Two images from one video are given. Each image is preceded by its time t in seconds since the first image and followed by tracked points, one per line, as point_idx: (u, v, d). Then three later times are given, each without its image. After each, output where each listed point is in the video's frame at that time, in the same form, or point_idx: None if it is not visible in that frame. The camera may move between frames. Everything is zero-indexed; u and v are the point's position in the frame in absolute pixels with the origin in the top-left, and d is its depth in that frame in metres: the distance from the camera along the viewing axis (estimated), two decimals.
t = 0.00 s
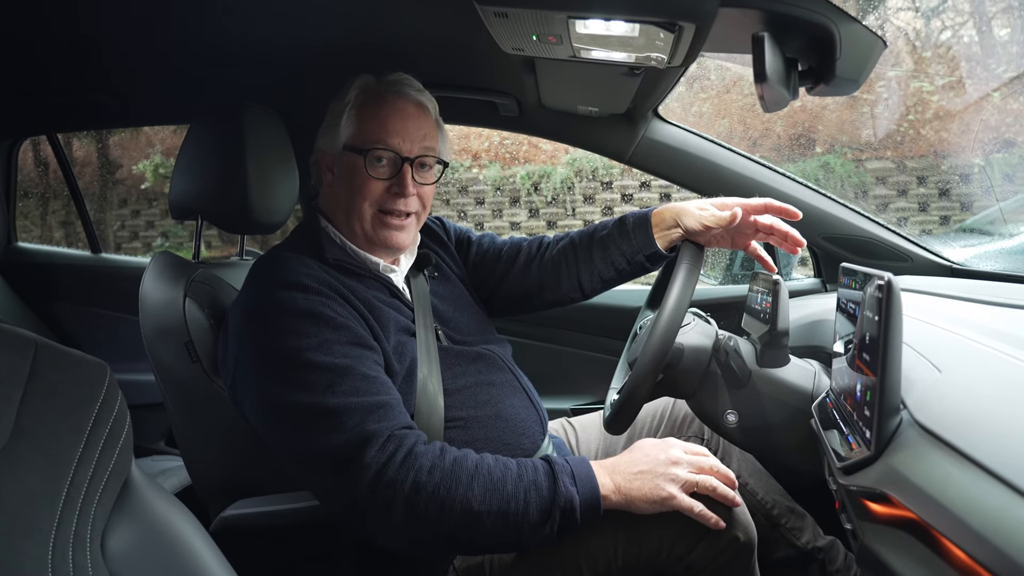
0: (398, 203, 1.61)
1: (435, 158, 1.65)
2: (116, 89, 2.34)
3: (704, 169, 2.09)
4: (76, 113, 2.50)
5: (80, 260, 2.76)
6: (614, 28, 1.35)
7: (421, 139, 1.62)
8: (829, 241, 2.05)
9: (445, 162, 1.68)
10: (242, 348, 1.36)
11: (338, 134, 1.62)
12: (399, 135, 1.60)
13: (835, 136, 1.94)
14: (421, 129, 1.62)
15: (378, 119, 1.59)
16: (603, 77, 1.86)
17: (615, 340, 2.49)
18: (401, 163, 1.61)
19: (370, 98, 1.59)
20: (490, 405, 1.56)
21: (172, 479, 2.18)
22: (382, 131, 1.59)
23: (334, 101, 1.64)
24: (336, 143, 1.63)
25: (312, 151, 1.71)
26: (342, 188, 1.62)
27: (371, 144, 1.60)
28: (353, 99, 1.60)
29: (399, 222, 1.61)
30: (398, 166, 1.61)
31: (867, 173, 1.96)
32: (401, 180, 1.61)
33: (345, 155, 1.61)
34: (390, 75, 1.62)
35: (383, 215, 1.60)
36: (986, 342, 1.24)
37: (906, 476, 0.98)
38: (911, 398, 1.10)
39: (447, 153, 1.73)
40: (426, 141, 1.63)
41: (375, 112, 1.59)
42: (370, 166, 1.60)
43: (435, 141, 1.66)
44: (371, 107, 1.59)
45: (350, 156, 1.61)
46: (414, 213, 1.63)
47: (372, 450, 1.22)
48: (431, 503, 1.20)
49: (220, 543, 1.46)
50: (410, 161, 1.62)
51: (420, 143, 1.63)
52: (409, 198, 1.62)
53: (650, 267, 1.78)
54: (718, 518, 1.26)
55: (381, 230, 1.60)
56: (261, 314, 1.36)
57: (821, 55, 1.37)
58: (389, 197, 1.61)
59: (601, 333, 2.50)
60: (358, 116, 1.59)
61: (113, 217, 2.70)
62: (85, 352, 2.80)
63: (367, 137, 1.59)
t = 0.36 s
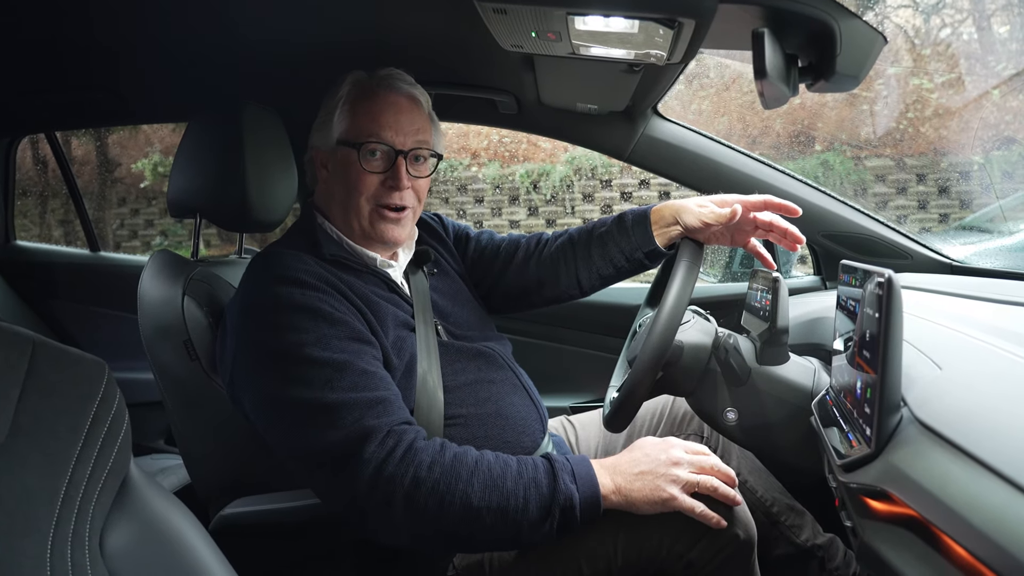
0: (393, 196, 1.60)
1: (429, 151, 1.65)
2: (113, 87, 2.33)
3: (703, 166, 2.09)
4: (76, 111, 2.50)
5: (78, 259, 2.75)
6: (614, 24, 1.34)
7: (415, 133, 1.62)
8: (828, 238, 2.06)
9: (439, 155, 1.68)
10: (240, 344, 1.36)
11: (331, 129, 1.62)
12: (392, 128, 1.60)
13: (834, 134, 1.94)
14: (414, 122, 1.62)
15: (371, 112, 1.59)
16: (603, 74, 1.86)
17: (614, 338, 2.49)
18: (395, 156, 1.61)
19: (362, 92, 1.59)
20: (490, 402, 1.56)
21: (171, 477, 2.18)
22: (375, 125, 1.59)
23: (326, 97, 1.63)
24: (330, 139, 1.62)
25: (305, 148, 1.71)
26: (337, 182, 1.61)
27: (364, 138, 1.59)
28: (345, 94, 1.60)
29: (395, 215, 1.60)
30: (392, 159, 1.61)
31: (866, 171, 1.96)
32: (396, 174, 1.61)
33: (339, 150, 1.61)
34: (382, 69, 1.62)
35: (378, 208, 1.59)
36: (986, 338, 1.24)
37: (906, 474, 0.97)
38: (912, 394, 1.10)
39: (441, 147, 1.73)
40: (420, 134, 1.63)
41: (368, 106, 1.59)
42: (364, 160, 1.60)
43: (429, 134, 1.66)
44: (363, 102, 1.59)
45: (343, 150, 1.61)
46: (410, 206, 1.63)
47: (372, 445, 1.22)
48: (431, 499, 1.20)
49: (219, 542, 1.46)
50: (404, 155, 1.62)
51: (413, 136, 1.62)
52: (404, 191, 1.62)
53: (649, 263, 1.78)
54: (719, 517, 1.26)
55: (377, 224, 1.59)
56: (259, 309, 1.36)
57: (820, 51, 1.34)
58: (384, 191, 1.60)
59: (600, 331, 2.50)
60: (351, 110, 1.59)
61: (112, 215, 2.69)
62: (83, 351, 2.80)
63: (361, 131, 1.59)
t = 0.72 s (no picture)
0: (394, 195, 1.60)
1: (430, 151, 1.65)
2: (112, 86, 2.33)
3: (703, 164, 2.08)
4: (74, 109, 2.49)
5: (77, 258, 2.75)
6: (613, 21, 1.34)
7: (415, 132, 1.62)
8: (828, 236, 2.05)
9: (440, 155, 1.68)
10: (239, 343, 1.36)
11: (332, 127, 1.61)
12: (392, 127, 1.59)
13: (834, 132, 1.94)
14: (415, 122, 1.62)
15: (372, 111, 1.58)
16: (602, 72, 1.85)
17: (614, 335, 2.49)
18: (396, 156, 1.61)
19: (363, 91, 1.59)
20: (490, 400, 1.55)
21: (170, 476, 2.18)
22: (376, 124, 1.59)
23: (327, 95, 1.63)
24: (330, 137, 1.62)
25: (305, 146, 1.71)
26: (337, 181, 1.61)
27: (365, 137, 1.59)
28: (346, 92, 1.59)
29: (395, 214, 1.60)
30: (392, 159, 1.61)
31: (866, 168, 1.96)
32: (396, 173, 1.60)
33: (339, 148, 1.61)
34: (383, 68, 1.62)
35: (379, 207, 1.59)
36: (987, 336, 1.24)
37: (906, 472, 0.97)
38: (912, 392, 1.10)
39: (441, 147, 1.73)
40: (421, 134, 1.63)
41: (369, 105, 1.58)
42: (364, 159, 1.59)
43: (429, 134, 1.65)
44: (364, 100, 1.58)
45: (344, 149, 1.60)
46: (411, 206, 1.63)
47: (371, 445, 1.21)
48: (429, 499, 1.20)
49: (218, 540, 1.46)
50: (405, 154, 1.61)
51: (414, 136, 1.62)
52: (405, 190, 1.61)
53: (649, 262, 1.78)
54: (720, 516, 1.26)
55: (377, 223, 1.59)
56: (259, 309, 1.36)
57: (821, 48, 1.35)
58: (384, 190, 1.60)
59: (600, 329, 2.49)
60: (352, 108, 1.59)
61: (111, 214, 2.69)
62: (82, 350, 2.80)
63: (361, 130, 1.59)
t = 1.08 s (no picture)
0: (390, 197, 1.60)
1: (428, 153, 1.64)
2: (111, 84, 2.33)
3: (703, 162, 2.08)
4: (73, 108, 2.49)
5: (76, 257, 2.75)
6: (612, 19, 1.33)
7: (414, 134, 1.61)
8: (828, 234, 2.06)
9: (439, 157, 1.67)
10: (239, 341, 1.35)
11: (331, 127, 1.61)
12: (391, 129, 1.59)
13: (834, 130, 1.94)
14: (413, 124, 1.61)
15: (370, 112, 1.58)
16: (602, 70, 1.85)
17: (614, 333, 2.49)
18: (393, 157, 1.60)
19: (362, 91, 1.58)
20: (489, 399, 1.55)
21: (170, 475, 2.18)
22: (374, 125, 1.58)
23: (327, 94, 1.62)
24: (329, 137, 1.62)
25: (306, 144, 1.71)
26: (334, 181, 1.61)
27: (363, 138, 1.58)
28: (346, 92, 1.59)
29: (391, 216, 1.60)
30: (390, 161, 1.60)
31: (866, 167, 1.96)
32: (394, 175, 1.60)
33: (338, 148, 1.60)
34: (383, 68, 1.61)
35: (375, 208, 1.59)
36: (987, 334, 1.24)
37: (907, 469, 0.97)
38: (912, 390, 1.10)
39: (441, 148, 1.72)
40: (419, 136, 1.62)
41: (367, 106, 1.58)
42: (361, 160, 1.59)
43: (428, 136, 1.64)
44: (363, 101, 1.58)
45: (342, 149, 1.60)
46: (407, 208, 1.63)
47: (371, 445, 1.21)
48: (429, 498, 1.19)
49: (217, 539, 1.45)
50: (403, 156, 1.61)
51: (412, 137, 1.61)
52: (402, 192, 1.61)
53: (649, 259, 1.77)
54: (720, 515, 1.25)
55: (373, 224, 1.59)
56: (259, 307, 1.36)
57: (821, 46, 1.34)
58: (381, 192, 1.60)
59: (600, 328, 2.49)
60: (351, 109, 1.58)
61: (110, 213, 2.68)
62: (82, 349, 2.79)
63: (359, 131, 1.58)
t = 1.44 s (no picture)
0: (394, 195, 1.60)
1: (430, 150, 1.64)
2: (110, 83, 2.33)
3: (703, 161, 2.08)
4: (72, 107, 2.49)
5: (75, 256, 2.74)
6: (612, 16, 1.33)
7: (416, 132, 1.61)
8: (827, 232, 2.05)
9: (441, 154, 1.67)
10: (236, 348, 1.35)
11: (332, 127, 1.61)
12: (393, 127, 1.58)
13: (834, 128, 1.94)
14: (415, 122, 1.61)
15: (372, 111, 1.57)
16: (602, 68, 1.85)
17: (614, 332, 2.49)
18: (396, 156, 1.60)
19: (363, 91, 1.58)
20: (489, 398, 1.55)
21: (169, 475, 2.18)
22: (375, 124, 1.58)
23: (327, 95, 1.62)
24: (330, 137, 1.61)
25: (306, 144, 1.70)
26: (337, 180, 1.60)
27: (365, 137, 1.58)
28: (347, 92, 1.59)
29: (396, 215, 1.60)
30: (393, 159, 1.60)
31: (866, 165, 1.96)
32: (397, 173, 1.59)
33: (340, 148, 1.60)
34: (383, 66, 1.60)
35: (379, 207, 1.59)
36: (987, 332, 1.23)
37: (907, 468, 0.97)
38: (912, 388, 1.10)
39: (441, 146, 1.72)
40: (421, 134, 1.62)
41: (368, 105, 1.57)
42: (365, 159, 1.58)
43: (430, 133, 1.64)
44: (364, 100, 1.57)
45: (344, 149, 1.59)
46: (411, 206, 1.62)
47: (351, 463, 1.19)
48: (405, 512, 1.15)
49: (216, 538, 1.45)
50: (406, 154, 1.61)
51: (414, 135, 1.61)
52: (405, 190, 1.61)
53: (649, 258, 1.77)
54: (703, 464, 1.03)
55: (377, 223, 1.59)
56: (254, 314, 1.35)
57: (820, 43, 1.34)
58: (385, 190, 1.59)
59: (600, 326, 2.49)
60: (352, 108, 1.58)
61: (109, 213, 2.68)
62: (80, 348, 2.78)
63: (361, 130, 1.58)
